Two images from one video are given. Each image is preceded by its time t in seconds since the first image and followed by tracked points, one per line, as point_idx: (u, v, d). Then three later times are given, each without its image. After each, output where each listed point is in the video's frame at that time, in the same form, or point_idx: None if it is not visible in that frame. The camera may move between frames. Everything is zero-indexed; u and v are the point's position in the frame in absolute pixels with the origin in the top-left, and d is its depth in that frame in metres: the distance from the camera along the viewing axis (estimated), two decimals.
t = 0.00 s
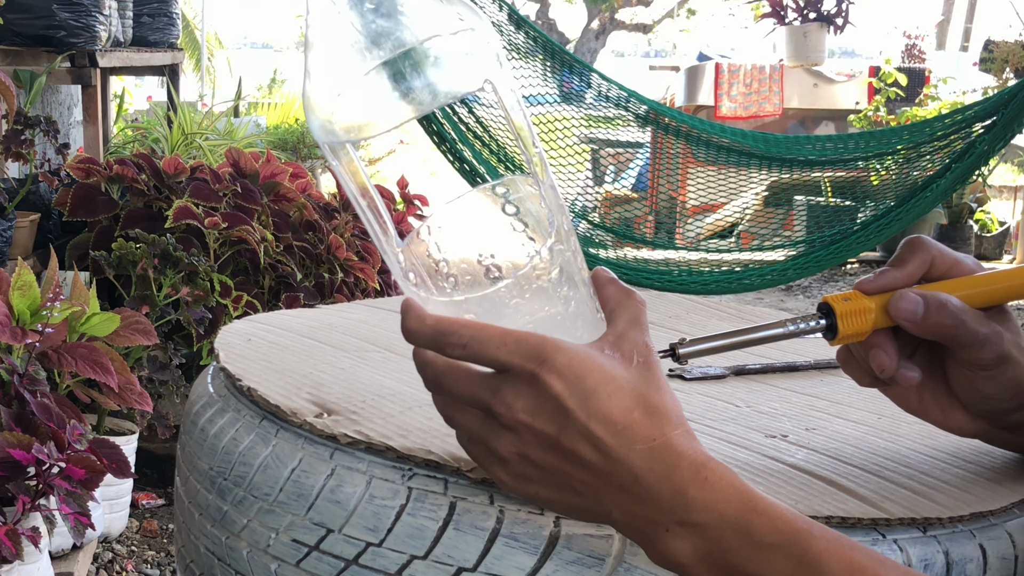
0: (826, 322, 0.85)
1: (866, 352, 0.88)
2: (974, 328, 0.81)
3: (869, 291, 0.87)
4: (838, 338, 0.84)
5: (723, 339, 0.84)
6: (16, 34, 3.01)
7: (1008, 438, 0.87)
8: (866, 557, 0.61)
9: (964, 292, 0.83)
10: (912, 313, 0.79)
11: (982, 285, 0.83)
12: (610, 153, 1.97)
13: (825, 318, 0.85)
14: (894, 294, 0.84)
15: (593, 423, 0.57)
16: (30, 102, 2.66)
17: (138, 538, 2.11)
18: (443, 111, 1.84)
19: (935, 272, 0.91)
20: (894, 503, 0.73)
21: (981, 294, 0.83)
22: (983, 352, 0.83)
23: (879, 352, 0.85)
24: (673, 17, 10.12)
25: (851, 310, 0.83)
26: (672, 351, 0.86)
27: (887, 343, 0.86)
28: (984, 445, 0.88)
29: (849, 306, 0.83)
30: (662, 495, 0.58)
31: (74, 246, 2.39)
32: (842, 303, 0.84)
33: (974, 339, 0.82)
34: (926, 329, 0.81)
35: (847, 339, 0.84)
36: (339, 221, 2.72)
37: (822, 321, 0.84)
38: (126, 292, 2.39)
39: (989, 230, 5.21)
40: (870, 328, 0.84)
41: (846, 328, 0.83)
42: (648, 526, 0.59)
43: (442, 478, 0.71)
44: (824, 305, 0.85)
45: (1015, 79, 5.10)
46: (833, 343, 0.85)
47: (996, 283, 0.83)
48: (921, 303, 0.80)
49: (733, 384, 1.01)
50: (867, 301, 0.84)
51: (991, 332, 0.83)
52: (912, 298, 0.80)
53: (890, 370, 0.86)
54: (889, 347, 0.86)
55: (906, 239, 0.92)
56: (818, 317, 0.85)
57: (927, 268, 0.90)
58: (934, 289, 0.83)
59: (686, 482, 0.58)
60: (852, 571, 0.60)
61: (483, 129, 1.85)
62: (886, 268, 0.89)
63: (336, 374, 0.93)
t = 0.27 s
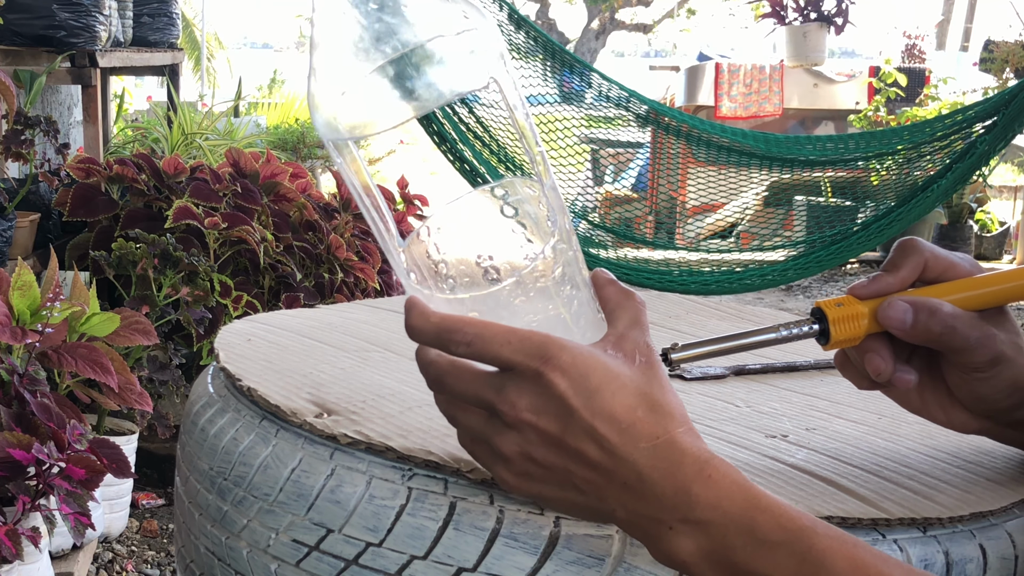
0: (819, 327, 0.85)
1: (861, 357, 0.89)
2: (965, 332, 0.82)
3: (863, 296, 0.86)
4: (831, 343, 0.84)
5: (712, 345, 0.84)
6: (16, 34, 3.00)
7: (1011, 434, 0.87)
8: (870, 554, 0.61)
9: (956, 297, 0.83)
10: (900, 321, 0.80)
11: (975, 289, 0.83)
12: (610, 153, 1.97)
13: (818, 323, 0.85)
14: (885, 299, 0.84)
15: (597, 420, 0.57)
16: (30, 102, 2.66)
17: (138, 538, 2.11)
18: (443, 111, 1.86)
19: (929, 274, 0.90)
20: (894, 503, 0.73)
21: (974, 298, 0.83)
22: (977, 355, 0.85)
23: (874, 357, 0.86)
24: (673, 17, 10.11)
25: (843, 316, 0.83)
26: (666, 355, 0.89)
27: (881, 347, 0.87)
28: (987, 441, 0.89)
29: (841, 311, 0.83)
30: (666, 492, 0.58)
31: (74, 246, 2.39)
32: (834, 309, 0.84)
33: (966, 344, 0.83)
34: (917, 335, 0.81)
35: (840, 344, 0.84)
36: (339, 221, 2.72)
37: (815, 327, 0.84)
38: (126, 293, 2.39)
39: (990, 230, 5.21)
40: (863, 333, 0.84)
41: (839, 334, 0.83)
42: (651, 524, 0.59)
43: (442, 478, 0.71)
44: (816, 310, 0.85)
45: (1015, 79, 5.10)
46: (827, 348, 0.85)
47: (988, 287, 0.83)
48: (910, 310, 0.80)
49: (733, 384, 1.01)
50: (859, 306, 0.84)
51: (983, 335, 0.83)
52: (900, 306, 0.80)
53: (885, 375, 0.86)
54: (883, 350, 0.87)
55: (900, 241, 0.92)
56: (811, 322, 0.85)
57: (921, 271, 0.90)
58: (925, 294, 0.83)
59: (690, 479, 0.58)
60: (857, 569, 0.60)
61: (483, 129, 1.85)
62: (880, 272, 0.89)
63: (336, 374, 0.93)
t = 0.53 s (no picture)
0: (805, 329, 0.86)
1: (852, 357, 0.90)
2: (952, 327, 0.83)
3: (847, 296, 0.87)
4: (818, 344, 0.85)
5: (700, 348, 0.85)
6: (16, 34, 3.00)
7: (1009, 424, 0.88)
8: (872, 551, 0.61)
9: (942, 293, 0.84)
10: (885, 321, 0.81)
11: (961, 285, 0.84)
12: (610, 153, 1.96)
13: (804, 325, 0.86)
14: (869, 298, 0.85)
15: (600, 416, 0.57)
16: (30, 102, 2.66)
17: (138, 538, 2.11)
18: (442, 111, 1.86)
19: (913, 270, 0.90)
20: (895, 503, 0.73)
21: (960, 293, 0.84)
22: (966, 349, 0.86)
23: (863, 356, 0.88)
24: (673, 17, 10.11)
25: (829, 318, 0.84)
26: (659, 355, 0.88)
27: (869, 347, 0.88)
28: (985, 433, 0.90)
29: (827, 313, 0.84)
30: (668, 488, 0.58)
31: (75, 246, 2.39)
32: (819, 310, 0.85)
33: (954, 338, 0.84)
34: (904, 334, 0.83)
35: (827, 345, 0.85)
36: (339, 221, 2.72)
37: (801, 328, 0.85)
38: (126, 292, 2.39)
39: (990, 230, 5.21)
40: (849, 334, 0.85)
41: (824, 334, 0.84)
42: (653, 521, 0.59)
43: (441, 478, 0.71)
44: (802, 311, 0.86)
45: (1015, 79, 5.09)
46: (814, 349, 0.86)
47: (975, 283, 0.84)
48: (894, 310, 0.81)
49: (733, 384, 1.02)
50: (844, 307, 0.85)
51: (971, 329, 0.84)
52: (884, 306, 0.81)
53: (876, 373, 0.88)
54: (871, 349, 0.88)
55: (883, 240, 0.91)
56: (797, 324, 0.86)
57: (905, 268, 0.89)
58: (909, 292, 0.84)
59: (693, 476, 0.58)
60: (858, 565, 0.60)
61: (482, 129, 1.85)
62: (864, 272, 0.88)
63: (336, 374, 0.93)
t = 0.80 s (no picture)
0: (832, 319, 0.82)
1: (869, 351, 0.88)
2: (981, 331, 0.81)
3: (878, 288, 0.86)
4: (845, 336, 0.82)
5: (723, 335, 0.82)
6: (15, 34, 3.01)
7: (1004, 441, 0.86)
8: (869, 560, 0.61)
9: (971, 294, 0.82)
10: (920, 315, 0.78)
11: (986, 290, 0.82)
12: (610, 153, 1.96)
13: (832, 315, 0.83)
14: (902, 294, 0.82)
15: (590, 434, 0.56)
16: (30, 102, 2.66)
17: (138, 538, 2.11)
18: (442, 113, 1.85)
19: (942, 271, 0.90)
20: (894, 503, 0.73)
21: (988, 296, 0.82)
22: (988, 357, 0.83)
23: (883, 350, 0.86)
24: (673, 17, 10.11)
25: (860, 309, 0.81)
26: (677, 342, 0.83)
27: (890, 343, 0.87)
28: (976, 446, 0.88)
29: (858, 305, 0.81)
30: (663, 504, 0.57)
31: (75, 246, 2.39)
32: (850, 301, 0.82)
33: (981, 343, 0.82)
34: (934, 332, 0.80)
35: (853, 337, 0.83)
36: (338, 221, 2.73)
37: (829, 319, 0.82)
38: (126, 292, 2.39)
39: (989, 230, 5.21)
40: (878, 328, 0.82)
41: (853, 327, 0.82)
42: (650, 535, 0.59)
43: (441, 478, 0.71)
44: (832, 302, 0.83)
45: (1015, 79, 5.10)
46: (840, 340, 0.83)
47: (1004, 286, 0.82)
48: (929, 305, 0.79)
49: (732, 384, 1.01)
50: (875, 301, 0.82)
51: (997, 336, 0.82)
52: (920, 300, 0.79)
53: (891, 370, 0.86)
54: (891, 347, 0.87)
55: (913, 237, 0.92)
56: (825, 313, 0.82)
57: (934, 267, 0.89)
58: (940, 290, 0.82)
59: (688, 490, 0.57)
60: None
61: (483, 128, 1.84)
62: (894, 265, 0.89)
63: (336, 374, 0.93)
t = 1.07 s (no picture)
0: (837, 322, 0.83)
1: (871, 354, 0.88)
2: (984, 330, 0.80)
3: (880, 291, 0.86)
4: (848, 338, 0.83)
5: (736, 336, 0.82)
6: (16, 35, 2.97)
7: (1011, 440, 0.86)
8: None
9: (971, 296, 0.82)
10: (922, 317, 0.78)
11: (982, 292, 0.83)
12: (610, 153, 1.98)
13: (836, 317, 0.84)
14: (905, 296, 0.83)
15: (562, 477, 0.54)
16: (30, 102, 2.66)
17: (138, 539, 2.11)
18: (442, 110, 1.74)
19: (941, 273, 0.90)
20: (895, 503, 0.73)
21: (986, 298, 0.83)
22: (992, 355, 0.82)
23: (885, 353, 0.85)
24: (673, 17, 10.11)
25: (863, 311, 0.82)
26: (684, 346, 0.83)
27: (893, 345, 0.86)
28: (984, 447, 0.88)
29: (862, 308, 0.82)
30: (635, 554, 0.56)
31: (74, 246, 2.39)
32: (853, 304, 0.82)
33: (985, 342, 0.81)
34: (936, 334, 0.80)
35: (856, 339, 0.83)
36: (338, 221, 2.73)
37: (833, 322, 0.83)
38: (126, 293, 2.39)
39: (989, 230, 5.21)
40: (881, 330, 0.83)
41: (857, 329, 0.82)
42: None
43: (441, 477, 0.71)
44: (835, 304, 0.84)
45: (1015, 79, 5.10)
46: (843, 342, 0.84)
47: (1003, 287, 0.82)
48: (932, 307, 0.78)
49: (733, 384, 1.02)
50: (878, 302, 0.82)
51: (1000, 335, 0.81)
52: (922, 301, 0.79)
53: (895, 372, 0.85)
54: (894, 348, 0.86)
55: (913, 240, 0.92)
56: (829, 316, 0.83)
57: (934, 269, 0.89)
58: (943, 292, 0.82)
59: (662, 539, 0.55)
60: None
61: (482, 129, 1.82)
62: (894, 267, 0.89)
63: (336, 374, 0.93)
